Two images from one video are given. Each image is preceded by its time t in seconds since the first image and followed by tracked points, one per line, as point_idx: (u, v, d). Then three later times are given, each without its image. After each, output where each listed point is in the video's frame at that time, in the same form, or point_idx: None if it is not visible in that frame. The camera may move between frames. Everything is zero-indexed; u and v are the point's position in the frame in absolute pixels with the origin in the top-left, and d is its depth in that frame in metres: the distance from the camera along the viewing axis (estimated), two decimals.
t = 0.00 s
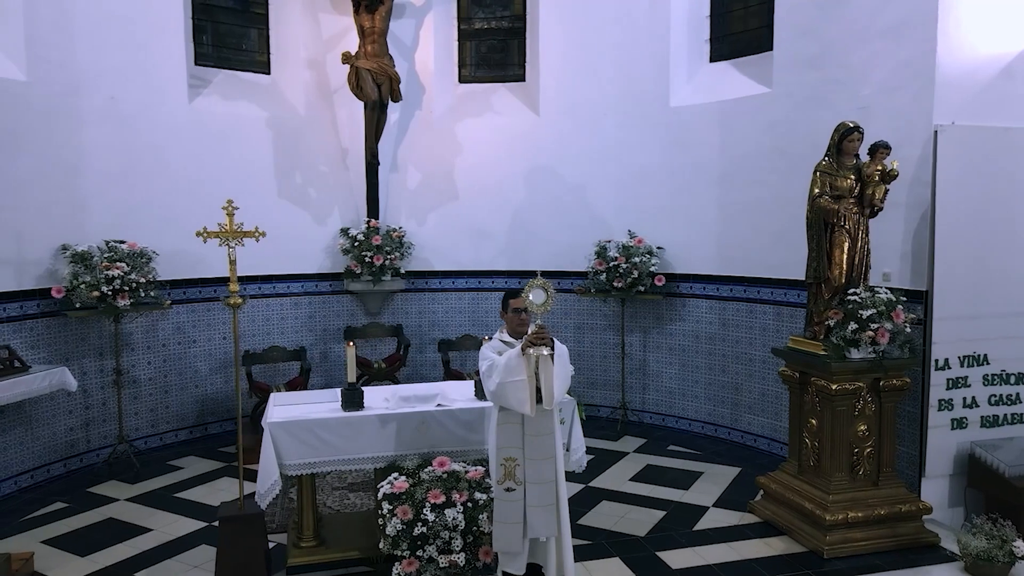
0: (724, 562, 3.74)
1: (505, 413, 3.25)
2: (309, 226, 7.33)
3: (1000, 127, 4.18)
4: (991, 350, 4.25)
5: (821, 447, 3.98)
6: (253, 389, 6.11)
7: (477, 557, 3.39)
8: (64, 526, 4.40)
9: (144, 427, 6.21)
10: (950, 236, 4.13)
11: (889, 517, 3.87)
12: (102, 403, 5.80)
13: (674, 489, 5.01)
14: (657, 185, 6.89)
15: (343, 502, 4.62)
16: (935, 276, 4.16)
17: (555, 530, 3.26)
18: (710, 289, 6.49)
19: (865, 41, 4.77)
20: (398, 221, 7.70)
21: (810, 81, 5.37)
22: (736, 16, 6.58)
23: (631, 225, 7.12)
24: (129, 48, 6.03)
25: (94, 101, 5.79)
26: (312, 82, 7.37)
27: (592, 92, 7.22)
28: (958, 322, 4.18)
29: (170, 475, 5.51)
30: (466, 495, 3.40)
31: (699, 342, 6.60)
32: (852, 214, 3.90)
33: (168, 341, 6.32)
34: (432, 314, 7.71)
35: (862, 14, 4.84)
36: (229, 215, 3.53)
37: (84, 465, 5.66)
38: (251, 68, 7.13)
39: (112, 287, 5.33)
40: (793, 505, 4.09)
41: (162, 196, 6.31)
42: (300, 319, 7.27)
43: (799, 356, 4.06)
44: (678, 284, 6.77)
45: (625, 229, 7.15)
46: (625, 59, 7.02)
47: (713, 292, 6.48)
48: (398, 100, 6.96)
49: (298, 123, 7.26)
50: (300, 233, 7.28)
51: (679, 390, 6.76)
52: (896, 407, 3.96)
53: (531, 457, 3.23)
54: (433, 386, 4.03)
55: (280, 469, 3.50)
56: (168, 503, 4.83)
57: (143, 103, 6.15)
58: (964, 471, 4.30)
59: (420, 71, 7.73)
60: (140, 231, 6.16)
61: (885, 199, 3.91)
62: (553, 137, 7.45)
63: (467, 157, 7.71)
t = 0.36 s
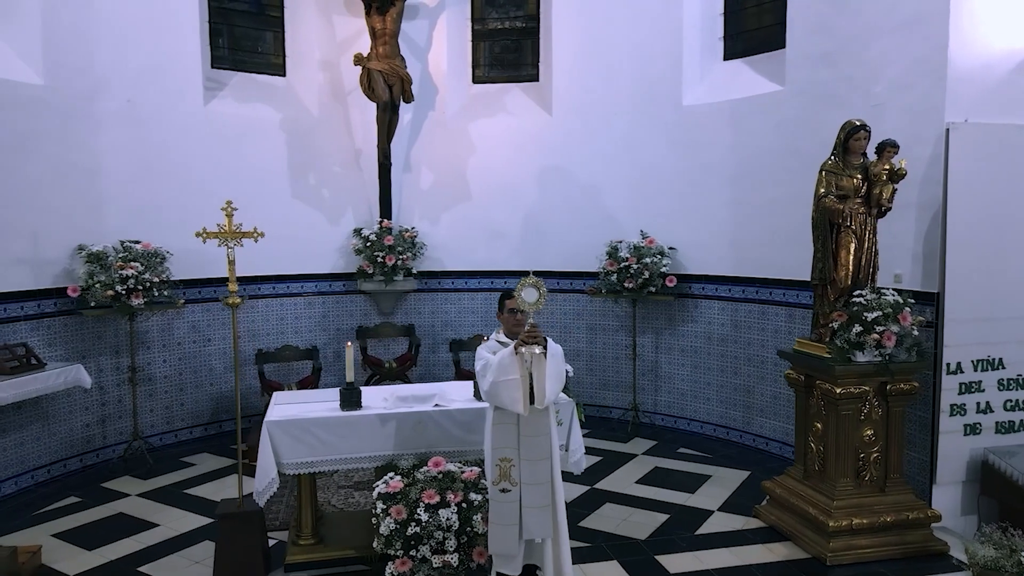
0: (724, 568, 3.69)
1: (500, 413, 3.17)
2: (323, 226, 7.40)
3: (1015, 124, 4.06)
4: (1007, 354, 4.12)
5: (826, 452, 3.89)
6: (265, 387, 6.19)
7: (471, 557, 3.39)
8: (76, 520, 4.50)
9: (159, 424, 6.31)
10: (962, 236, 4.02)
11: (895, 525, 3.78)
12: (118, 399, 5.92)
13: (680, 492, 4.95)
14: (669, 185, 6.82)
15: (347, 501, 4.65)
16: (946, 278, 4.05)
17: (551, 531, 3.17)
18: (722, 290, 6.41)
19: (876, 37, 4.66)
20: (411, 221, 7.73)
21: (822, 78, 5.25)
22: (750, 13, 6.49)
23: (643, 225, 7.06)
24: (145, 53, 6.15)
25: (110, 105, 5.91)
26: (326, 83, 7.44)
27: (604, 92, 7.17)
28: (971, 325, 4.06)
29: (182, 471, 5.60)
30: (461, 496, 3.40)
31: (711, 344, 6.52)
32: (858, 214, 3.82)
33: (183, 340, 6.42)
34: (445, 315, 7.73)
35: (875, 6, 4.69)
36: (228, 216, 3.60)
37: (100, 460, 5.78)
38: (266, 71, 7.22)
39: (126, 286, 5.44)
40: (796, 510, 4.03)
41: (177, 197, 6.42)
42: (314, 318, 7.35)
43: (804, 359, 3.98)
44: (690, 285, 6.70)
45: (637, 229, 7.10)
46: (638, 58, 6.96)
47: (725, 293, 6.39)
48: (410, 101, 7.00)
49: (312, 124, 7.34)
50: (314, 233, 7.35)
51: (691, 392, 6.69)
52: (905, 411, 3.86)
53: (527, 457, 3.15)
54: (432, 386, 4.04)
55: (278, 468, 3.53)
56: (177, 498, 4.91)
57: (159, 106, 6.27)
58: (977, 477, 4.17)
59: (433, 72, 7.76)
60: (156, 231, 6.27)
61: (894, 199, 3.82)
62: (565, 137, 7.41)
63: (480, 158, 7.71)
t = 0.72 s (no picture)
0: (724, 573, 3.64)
1: (493, 413, 3.14)
2: (337, 226, 7.47)
3: None
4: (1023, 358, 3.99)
5: (830, 456, 3.81)
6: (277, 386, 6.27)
7: (465, 558, 3.38)
8: (87, 514, 4.60)
9: (174, 421, 6.41)
10: (974, 236, 3.90)
11: (902, 532, 3.68)
12: (134, 396, 6.03)
13: (687, 495, 4.90)
14: (682, 184, 6.75)
15: (352, 499, 4.68)
16: (958, 279, 3.93)
17: (544, 532, 3.15)
18: (735, 291, 6.32)
19: (890, 33, 4.55)
20: (424, 221, 7.77)
21: (835, 75, 5.13)
22: (764, 11, 6.38)
23: (656, 225, 6.99)
24: (161, 57, 6.27)
25: (127, 107, 6.03)
26: (340, 85, 7.50)
27: (617, 91, 7.11)
28: (984, 328, 3.93)
29: (194, 468, 5.69)
30: (456, 496, 3.41)
31: (723, 345, 6.43)
32: (864, 214, 3.73)
33: (198, 339, 6.52)
34: (458, 314, 7.74)
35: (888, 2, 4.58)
36: (227, 217, 3.67)
37: (116, 456, 5.91)
38: (282, 73, 7.31)
39: (140, 286, 5.54)
40: (800, 515, 3.96)
41: (193, 198, 6.53)
42: (328, 317, 7.42)
43: (809, 362, 3.91)
44: (702, 285, 6.63)
45: (650, 229, 7.03)
46: (651, 57, 6.89)
47: (738, 294, 6.30)
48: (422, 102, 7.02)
49: (327, 126, 7.41)
50: (327, 233, 7.42)
51: (703, 394, 6.60)
52: (913, 415, 3.77)
53: (520, 457, 3.13)
54: (432, 386, 4.05)
55: (276, 466, 3.57)
56: (187, 494, 4.99)
57: (174, 108, 6.38)
58: (991, 485, 4.04)
59: (446, 72, 7.78)
60: (172, 232, 6.38)
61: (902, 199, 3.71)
62: (578, 137, 7.37)
63: (493, 158, 7.71)
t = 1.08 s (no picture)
0: None
1: (487, 414, 3.14)
2: (350, 226, 7.52)
3: None
4: None
5: (835, 461, 3.74)
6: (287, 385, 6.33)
7: (460, 558, 3.39)
8: (98, 510, 4.69)
9: (188, 418, 6.48)
10: (986, 236, 3.79)
11: (907, 539, 3.60)
12: (148, 394, 6.14)
13: (692, 499, 4.84)
14: (693, 184, 6.69)
15: (356, 498, 4.70)
16: (969, 281, 3.83)
17: (537, 533, 3.15)
18: (745, 292, 6.24)
19: (900, 29, 4.45)
20: (436, 221, 7.79)
21: (845, 73, 5.01)
22: (777, 8, 6.29)
23: (667, 225, 6.92)
24: (175, 60, 6.37)
25: (141, 110, 6.14)
26: (352, 86, 7.55)
27: (628, 91, 7.06)
28: (996, 331, 3.82)
29: (204, 465, 5.76)
30: (452, 496, 3.41)
31: (734, 347, 6.34)
32: (870, 215, 3.66)
33: (212, 337, 6.61)
34: (470, 314, 7.74)
35: None
36: (228, 217, 3.71)
37: (130, 452, 6.02)
38: (295, 74, 7.38)
39: (153, 285, 5.64)
40: (803, 520, 3.89)
41: (206, 199, 6.63)
42: (340, 317, 7.47)
43: (813, 365, 3.84)
44: (713, 286, 6.55)
45: (661, 229, 6.97)
46: (662, 56, 6.83)
47: (749, 295, 6.21)
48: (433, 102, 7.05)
49: (339, 127, 7.47)
50: (340, 233, 7.47)
51: (714, 396, 6.52)
52: (920, 420, 3.68)
53: (512, 458, 3.12)
54: (433, 386, 4.05)
55: (275, 465, 3.61)
56: (195, 491, 5.06)
57: (188, 111, 6.49)
58: (1003, 492, 3.93)
59: (458, 73, 7.80)
60: (185, 232, 6.48)
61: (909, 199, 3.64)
62: (589, 137, 7.32)
63: (505, 158, 7.70)
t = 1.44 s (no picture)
0: None
1: (478, 415, 3.16)
2: (363, 226, 7.57)
3: None
4: None
5: (838, 465, 3.67)
6: (299, 384, 6.40)
7: (455, 558, 3.39)
8: (109, 504, 4.79)
9: (203, 415, 6.57)
10: (998, 237, 3.68)
11: (912, 547, 3.51)
12: (163, 391, 6.25)
13: (698, 502, 4.79)
14: (706, 184, 6.61)
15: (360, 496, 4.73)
16: (978, 283, 3.72)
17: (529, 534, 3.15)
18: (757, 293, 6.15)
19: (912, 24, 4.34)
20: (449, 221, 7.81)
21: (858, 70, 4.90)
22: (792, 4, 6.17)
23: (679, 225, 6.86)
24: (190, 63, 6.48)
25: (157, 112, 6.26)
26: (365, 87, 7.60)
27: (641, 90, 7.00)
28: (1009, 335, 3.70)
29: (216, 461, 5.85)
30: (447, 496, 3.42)
31: (746, 349, 6.25)
32: (874, 215, 3.57)
33: (227, 336, 6.72)
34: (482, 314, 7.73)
35: None
36: (228, 217, 3.73)
37: (145, 448, 6.13)
38: (310, 76, 7.46)
39: (167, 284, 5.74)
40: (806, 526, 3.82)
41: (221, 199, 6.74)
42: (353, 316, 7.53)
43: (817, 367, 3.77)
44: (725, 287, 6.46)
45: (673, 229, 6.90)
46: (675, 55, 6.76)
47: (761, 296, 6.13)
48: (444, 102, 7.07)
49: (353, 127, 7.53)
50: (353, 233, 7.53)
51: (726, 398, 6.44)
52: (926, 424, 3.59)
53: (504, 458, 3.13)
54: (433, 386, 4.06)
55: (275, 463, 3.65)
56: (205, 486, 5.14)
57: (203, 112, 6.59)
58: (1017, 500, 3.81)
59: (470, 73, 7.80)
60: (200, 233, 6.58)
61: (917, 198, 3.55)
62: (602, 137, 7.27)
63: (518, 158, 7.69)
